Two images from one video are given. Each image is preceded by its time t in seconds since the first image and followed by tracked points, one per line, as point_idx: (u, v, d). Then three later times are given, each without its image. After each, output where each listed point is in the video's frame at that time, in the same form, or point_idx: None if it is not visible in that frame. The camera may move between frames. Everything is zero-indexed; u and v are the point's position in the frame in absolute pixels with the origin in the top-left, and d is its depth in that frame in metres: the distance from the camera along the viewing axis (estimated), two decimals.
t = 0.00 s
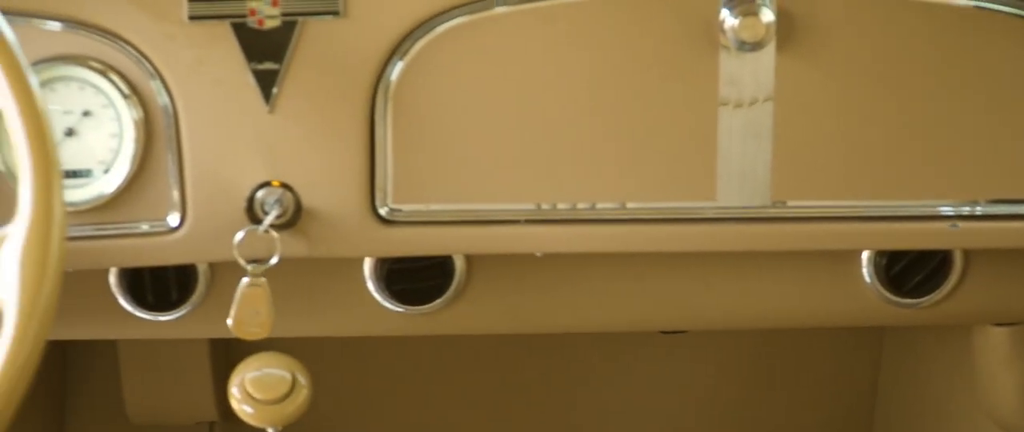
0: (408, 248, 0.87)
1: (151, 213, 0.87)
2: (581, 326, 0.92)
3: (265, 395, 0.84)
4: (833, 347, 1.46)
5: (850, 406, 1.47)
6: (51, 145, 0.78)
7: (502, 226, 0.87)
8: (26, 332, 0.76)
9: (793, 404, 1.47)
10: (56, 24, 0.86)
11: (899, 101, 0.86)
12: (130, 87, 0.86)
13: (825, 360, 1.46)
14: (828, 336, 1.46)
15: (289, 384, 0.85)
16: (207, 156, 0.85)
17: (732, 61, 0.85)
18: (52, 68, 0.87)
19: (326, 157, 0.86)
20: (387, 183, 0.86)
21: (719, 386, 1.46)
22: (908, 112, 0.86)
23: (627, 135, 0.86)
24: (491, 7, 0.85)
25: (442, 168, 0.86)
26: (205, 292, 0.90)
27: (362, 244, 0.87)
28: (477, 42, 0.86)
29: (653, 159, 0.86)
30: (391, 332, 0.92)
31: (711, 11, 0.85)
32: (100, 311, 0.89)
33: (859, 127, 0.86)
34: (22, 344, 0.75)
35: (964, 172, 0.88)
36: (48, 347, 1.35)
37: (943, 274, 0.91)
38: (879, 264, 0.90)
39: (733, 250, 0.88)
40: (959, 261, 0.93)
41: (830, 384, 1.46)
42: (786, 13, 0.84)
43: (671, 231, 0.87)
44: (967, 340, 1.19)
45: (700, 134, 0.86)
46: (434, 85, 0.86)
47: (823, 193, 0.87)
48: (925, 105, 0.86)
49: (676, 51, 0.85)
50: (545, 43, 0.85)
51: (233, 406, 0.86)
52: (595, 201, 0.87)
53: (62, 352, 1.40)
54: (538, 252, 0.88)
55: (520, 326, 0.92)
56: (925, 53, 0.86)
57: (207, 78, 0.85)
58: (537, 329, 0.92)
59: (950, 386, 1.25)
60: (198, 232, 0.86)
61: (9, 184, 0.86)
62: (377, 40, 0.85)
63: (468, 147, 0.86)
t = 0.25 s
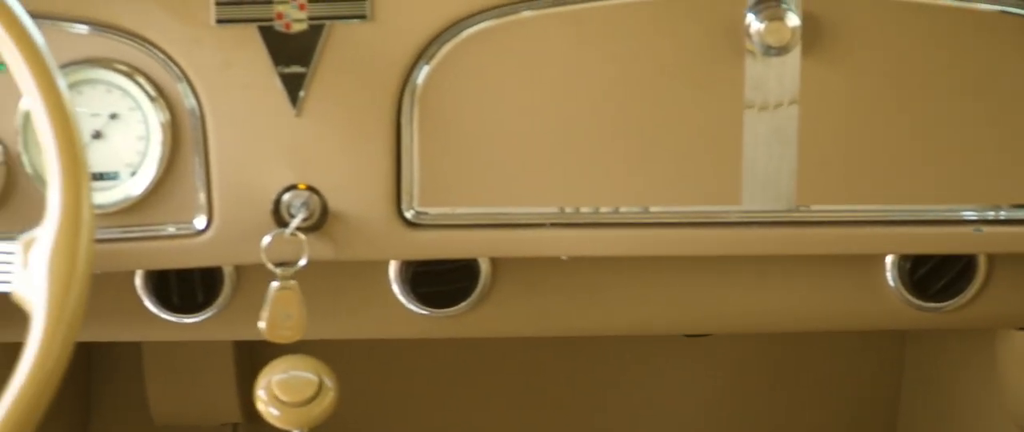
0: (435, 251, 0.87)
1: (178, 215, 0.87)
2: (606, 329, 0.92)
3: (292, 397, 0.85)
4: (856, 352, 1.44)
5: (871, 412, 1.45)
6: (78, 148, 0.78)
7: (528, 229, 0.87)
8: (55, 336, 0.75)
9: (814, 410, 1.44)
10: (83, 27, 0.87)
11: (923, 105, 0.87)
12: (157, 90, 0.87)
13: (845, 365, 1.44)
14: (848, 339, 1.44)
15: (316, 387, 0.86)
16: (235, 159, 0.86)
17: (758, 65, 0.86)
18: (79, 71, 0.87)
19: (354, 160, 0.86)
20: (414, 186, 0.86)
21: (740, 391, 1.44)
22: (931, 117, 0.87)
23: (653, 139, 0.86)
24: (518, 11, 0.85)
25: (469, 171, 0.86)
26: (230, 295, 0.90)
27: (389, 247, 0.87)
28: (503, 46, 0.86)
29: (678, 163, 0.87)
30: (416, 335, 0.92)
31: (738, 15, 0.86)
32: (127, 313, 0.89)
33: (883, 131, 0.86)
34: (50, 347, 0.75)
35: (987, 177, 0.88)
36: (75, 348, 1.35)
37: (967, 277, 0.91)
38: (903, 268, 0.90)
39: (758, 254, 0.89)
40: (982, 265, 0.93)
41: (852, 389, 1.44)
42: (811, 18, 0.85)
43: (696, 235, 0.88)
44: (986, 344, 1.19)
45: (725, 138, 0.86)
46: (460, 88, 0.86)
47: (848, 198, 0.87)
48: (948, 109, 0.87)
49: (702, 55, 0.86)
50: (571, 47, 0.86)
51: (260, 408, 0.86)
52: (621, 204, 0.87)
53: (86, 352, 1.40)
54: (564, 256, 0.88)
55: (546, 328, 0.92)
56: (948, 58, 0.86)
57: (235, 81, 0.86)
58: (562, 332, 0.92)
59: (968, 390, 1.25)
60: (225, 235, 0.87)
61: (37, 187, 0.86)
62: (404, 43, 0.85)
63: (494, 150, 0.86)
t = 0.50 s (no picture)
0: (463, 254, 0.88)
1: (207, 218, 0.87)
2: (632, 332, 0.92)
3: (320, 400, 0.85)
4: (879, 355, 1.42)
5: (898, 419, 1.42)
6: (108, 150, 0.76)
7: (555, 233, 0.87)
8: (84, 341, 0.73)
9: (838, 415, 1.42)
10: (112, 30, 0.87)
11: (948, 110, 0.87)
12: (185, 93, 0.87)
13: (868, 369, 1.42)
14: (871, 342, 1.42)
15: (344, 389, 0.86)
16: (263, 162, 0.86)
17: (785, 70, 0.86)
18: (108, 74, 0.87)
19: (382, 163, 0.86)
20: (442, 190, 0.87)
21: (768, 396, 1.41)
22: (957, 121, 0.87)
23: (680, 143, 0.87)
24: (545, 15, 0.86)
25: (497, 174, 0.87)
26: (259, 297, 0.91)
27: (417, 250, 0.87)
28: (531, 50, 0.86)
29: (705, 167, 0.87)
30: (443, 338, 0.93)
31: (765, 20, 0.86)
32: (156, 315, 0.90)
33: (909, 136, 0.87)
34: (81, 350, 0.72)
35: (1011, 181, 0.88)
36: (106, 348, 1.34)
37: (993, 282, 0.91)
38: (929, 272, 0.91)
39: (784, 258, 0.89)
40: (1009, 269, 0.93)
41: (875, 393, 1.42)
42: (838, 22, 0.85)
43: (723, 239, 0.88)
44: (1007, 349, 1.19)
45: (752, 142, 0.87)
46: (488, 92, 0.86)
47: (874, 202, 0.87)
48: (973, 114, 0.87)
49: (729, 59, 0.86)
50: (598, 52, 0.86)
51: (288, 411, 0.86)
52: (648, 208, 0.87)
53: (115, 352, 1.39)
54: (592, 259, 0.88)
55: (573, 332, 0.92)
56: (973, 63, 0.87)
57: (263, 84, 0.86)
58: (589, 335, 0.92)
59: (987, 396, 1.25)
60: (254, 237, 0.87)
61: (67, 189, 0.86)
62: (433, 47, 0.86)
63: (522, 154, 0.87)
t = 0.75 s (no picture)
0: (491, 255, 0.88)
1: (235, 219, 0.88)
2: (657, 334, 0.92)
3: (346, 401, 0.85)
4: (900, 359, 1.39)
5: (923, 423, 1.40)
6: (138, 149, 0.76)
7: (581, 235, 0.88)
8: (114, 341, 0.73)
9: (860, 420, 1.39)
10: (140, 31, 0.87)
11: (974, 113, 0.87)
12: (213, 94, 0.87)
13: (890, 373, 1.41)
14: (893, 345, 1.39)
15: (370, 390, 0.86)
16: (292, 163, 0.86)
17: (812, 73, 0.86)
18: (137, 75, 0.88)
19: (410, 164, 0.86)
20: (469, 191, 0.87)
21: (779, 398, 1.39)
22: (982, 124, 0.87)
23: (706, 145, 0.87)
24: (573, 18, 0.86)
25: (524, 176, 0.87)
26: (286, 298, 0.91)
27: (444, 251, 0.88)
28: (558, 52, 0.87)
29: (732, 170, 0.87)
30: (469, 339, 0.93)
31: (792, 23, 0.86)
32: (183, 316, 0.90)
33: (935, 138, 0.87)
34: (110, 351, 0.72)
35: None
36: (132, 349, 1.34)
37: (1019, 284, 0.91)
38: (954, 274, 0.91)
39: (810, 260, 0.89)
40: None
41: (897, 397, 1.39)
42: (865, 25, 0.86)
43: (749, 241, 0.88)
44: None
45: (779, 144, 0.87)
46: (515, 94, 0.87)
47: (900, 205, 0.88)
48: (999, 117, 0.87)
49: (756, 62, 0.86)
50: (625, 54, 0.87)
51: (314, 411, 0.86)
52: (674, 210, 0.88)
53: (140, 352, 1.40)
54: (618, 261, 0.89)
55: (598, 333, 0.93)
56: (999, 66, 0.87)
57: (291, 85, 0.86)
58: (614, 336, 0.93)
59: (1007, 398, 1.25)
60: (282, 239, 0.87)
61: (96, 190, 0.87)
62: (460, 50, 0.86)
63: (549, 156, 0.87)
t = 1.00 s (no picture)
0: (517, 257, 0.88)
1: (262, 220, 0.88)
2: (684, 335, 0.93)
3: (373, 401, 0.85)
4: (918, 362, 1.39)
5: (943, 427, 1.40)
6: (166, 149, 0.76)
7: (608, 236, 0.88)
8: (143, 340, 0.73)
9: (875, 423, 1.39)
10: (168, 32, 0.87)
11: (1001, 115, 0.87)
12: (241, 95, 0.87)
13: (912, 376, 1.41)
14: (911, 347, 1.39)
15: (397, 391, 0.86)
16: (319, 165, 0.86)
17: (839, 75, 0.86)
18: (164, 76, 0.87)
19: (438, 166, 0.87)
20: (496, 193, 0.87)
21: (800, 401, 1.39)
22: (1010, 126, 0.87)
23: (733, 147, 0.87)
24: (600, 19, 0.86)
25: (551, 178, 0.87)
26: (312, 299, 0.91)
27: (471, 252, 0.88)
28: (586, 54, 0.87)
29: (759, 171, 0.87)
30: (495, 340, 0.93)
31: (819, 26, 0.86)
32: (211, 316, 0.90)
33: (962, 141, 0.87)
34: (138, 351, 0.72)
35: None
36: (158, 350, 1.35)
37: None
38: (981, 277, 0.91)
39: (836, 262, 0.89)
40: None
41: (914, 401, 1.39)
42: (892, 28, 0.86)
43: (776, 243, 0.88)
44: None
45: (806, 147, 0.87)
46: (543, 96, 0.87)
47: (926, 207, 0.88)
48: None
49: (783, 64, 0.86)
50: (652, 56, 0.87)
51: (341, 412, 0.86)
52: (701, 212, 0.88)
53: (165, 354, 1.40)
54: (644, 262, 0.89)
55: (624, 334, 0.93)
56: None
57: (319, 87, 0.86)
58: (640, 337, 0.93)
59: None
60: (309, 239, 0.87)
61: (123, 191, 0.87)
62: (488, 51, 0.86)
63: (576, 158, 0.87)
